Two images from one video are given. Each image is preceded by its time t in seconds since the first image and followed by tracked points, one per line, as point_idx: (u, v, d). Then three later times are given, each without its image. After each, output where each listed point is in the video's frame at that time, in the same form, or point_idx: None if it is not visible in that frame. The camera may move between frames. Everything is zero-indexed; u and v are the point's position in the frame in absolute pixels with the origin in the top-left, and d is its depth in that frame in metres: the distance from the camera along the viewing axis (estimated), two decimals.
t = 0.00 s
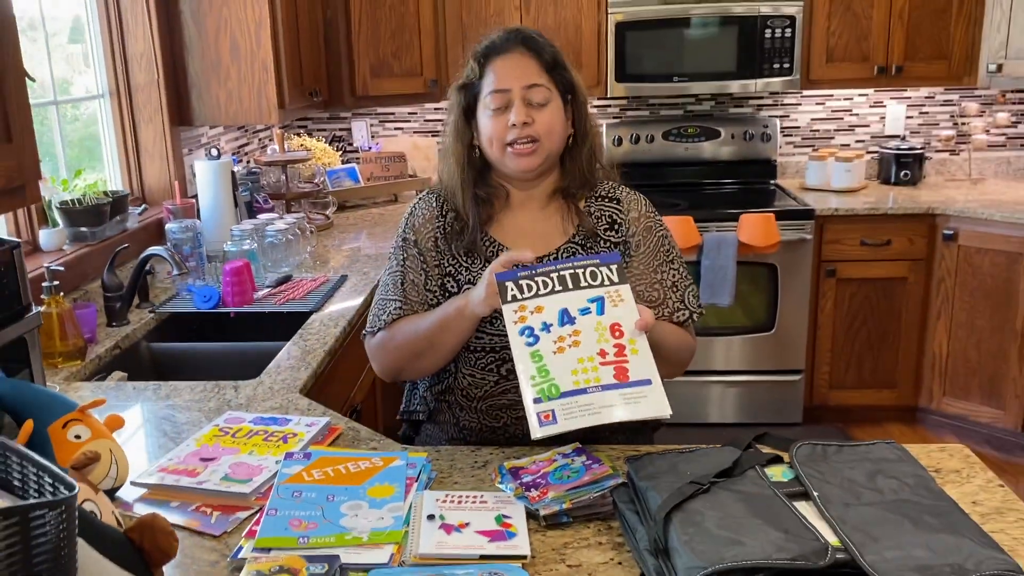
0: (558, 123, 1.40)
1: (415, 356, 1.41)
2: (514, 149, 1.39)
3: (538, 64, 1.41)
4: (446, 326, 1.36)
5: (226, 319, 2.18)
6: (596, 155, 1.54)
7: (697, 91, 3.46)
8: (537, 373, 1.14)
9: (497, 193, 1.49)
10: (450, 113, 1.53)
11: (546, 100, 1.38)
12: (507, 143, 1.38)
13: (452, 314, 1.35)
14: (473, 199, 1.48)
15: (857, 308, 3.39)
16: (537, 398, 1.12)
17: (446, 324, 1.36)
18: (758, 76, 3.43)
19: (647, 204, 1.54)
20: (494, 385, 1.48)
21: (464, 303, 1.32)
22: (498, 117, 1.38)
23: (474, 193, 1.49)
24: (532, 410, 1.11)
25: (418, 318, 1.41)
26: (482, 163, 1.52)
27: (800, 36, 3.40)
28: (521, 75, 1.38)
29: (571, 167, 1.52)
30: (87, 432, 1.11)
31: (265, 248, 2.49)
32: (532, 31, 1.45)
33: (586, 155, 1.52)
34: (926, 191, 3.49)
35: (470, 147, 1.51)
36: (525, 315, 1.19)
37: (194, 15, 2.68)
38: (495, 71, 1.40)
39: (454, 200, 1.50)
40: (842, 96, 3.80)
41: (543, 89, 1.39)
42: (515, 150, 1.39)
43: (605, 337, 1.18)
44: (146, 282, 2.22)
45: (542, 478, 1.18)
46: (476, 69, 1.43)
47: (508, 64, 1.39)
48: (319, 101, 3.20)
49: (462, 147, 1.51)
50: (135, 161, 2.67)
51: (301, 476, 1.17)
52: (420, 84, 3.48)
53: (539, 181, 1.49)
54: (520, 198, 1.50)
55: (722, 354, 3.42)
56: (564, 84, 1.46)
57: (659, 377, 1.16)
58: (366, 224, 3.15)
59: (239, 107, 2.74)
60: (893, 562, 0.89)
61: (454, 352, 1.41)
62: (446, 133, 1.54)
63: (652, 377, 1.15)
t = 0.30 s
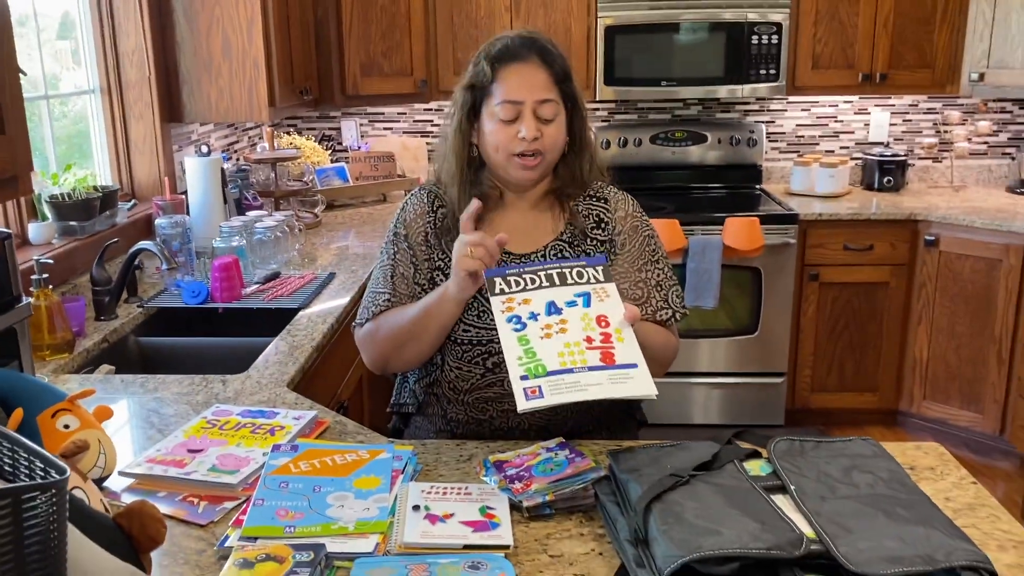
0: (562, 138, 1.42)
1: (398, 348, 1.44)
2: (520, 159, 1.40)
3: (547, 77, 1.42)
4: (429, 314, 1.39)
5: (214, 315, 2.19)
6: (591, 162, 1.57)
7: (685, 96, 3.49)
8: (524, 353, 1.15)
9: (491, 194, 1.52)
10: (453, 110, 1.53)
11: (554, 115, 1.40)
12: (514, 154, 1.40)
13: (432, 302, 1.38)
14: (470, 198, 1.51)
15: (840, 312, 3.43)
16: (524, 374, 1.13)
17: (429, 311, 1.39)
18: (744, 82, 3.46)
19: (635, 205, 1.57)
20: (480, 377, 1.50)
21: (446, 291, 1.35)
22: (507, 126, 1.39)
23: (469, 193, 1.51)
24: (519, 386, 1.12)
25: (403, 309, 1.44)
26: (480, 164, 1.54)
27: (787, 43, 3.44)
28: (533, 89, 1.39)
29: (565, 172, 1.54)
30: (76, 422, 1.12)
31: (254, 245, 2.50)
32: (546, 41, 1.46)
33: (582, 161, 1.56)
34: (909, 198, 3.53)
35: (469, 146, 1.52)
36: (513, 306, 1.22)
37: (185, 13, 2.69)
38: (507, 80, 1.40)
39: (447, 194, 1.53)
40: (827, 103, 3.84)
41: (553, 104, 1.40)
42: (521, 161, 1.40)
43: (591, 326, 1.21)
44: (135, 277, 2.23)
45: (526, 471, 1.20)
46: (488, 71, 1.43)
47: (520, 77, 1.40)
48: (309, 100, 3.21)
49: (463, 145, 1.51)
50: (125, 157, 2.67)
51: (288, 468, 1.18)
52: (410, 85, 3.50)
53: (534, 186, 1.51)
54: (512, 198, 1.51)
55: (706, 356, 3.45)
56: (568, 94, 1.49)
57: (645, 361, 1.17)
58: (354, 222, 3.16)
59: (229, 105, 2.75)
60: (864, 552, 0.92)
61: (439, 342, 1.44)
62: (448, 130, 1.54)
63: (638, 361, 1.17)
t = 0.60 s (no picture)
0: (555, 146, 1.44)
1: (372, 341, 1.44)
2: (511, 167, 1.42)
3: (541, 85, 1.43)
4: (393, 304, 1.39)
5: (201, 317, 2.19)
6: (583, 169, 1.59)
7: (672, 100, 3.51)
8: (510, 369, 1.17)
9: (484, 197, 1.52)
10: (448, 114, 1.53)
11: (548, 123, 1.41)
12: (507, 160, 1.41)
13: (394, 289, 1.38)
14: (461, 202, 1.52)
15: (825, 315, 3.45)
16: (511, 390, 1.14)
17: (394, 300, 1.39)
18: (731, 87, 3.49)
19: (624, 211, 1.57)
20: (468, 380, 1.50)
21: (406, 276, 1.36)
22: (501, 133, 1.40)
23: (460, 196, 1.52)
24: (506, 400, 1.13)
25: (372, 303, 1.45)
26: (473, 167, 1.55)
27: (773, 48, 3.47)
28: (529, 97, 1.40)
29: (556, 178, 1.56)
30: (61, 424, 1.12)
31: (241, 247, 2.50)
32: (543, 50, 1.47)
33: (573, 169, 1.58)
34: (893, 202, 3.57)
35: (463, 150, 1.53)
36: (500, 325, 1.23)
37: (173, 14, 2.69)
38: (502, 87, 1.41)
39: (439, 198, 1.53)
40: (813, 108, 3.87)
41: (547, 112, 1.41)
42: (513, 168, 1.42)
43: (577, 339, 1.22)
44: (121, 279, 2.22)
45: (510, 473, 1.21)
46: (483, 78, 1.44)
47: (516, 85, 1.41)
48: (296, 102, 3.21)
49: (456, 149, 1.53)
50: (111, 159, 2.66)
51: (273, 470, 1.19)
52: (398, 88, 3.51)
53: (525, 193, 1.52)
54: (503, 204, 1.52)
55: (693, 359, 3.47)
56: (561, 103, 1.51)
57: (630, 372, 1.19)
58: (341, 225, 3.16)
59: (216, 107, 2.75)
60: (843, 553, 0.93)
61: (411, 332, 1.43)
62: (443, 133, 1.55)
63: (624, 371, 1.18)
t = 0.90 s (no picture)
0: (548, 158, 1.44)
1: (366, 360, 1.40)
2: (506, 178, 1.41)
3: (535, 97, 1.43)
4: (378, 335, 1.35)
5: (192, 329, 2.18)
6: (576, 183, 1.59)
7: (662, 111, 3.53)
8: (504, 372, 1.17)
9: (478, 210, 1.51)
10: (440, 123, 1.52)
11: (542, 138, 1.41)
12: (501, 172, 1.41)
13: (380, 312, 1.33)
14: (456, 212, 1.51)
15: (816, 324, 3.47)
16: (502, 393, 1.14)
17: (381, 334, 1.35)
18: (720, 97, 3.51)
19: (616, 219, 1.59)
20: (462, 390, 1.50)
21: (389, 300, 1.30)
22: (495, 145, 1.40)
23: (457, 208, 1.51)
24: (497, 403, 1.14)
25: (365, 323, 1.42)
26: (467, 178, 1.53)
27: (762, 59, 3.49)
28: (522, 110, 1.40)
29: (548, 190, 1.56)
30: (52, 439, 1.12)
31: (233, 259, 2.50)
32: (537, 64, 1.47)
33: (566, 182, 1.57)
34: (882, 212, 3.59)
35: (457, 160, 1.51)
36: (497, 326, 1.23)
37: (164, 27, 2.69)
38: (497, 100, 1.41)
39: (432, 207, 1.53)
40: (802, 118, 3.90)
41: (541, 125, 1.42)
42: (508, 180, 1.42)
43: (573, 347, 1.22)
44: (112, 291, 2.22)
45: (504, 486, 1.21)
46: (478, 90, 1.43)
47: (510, 96, 1.41)
48: (288, 113, 3.22)
49: (450, 159, 1.51)
50: (102, 170, 2.66)
51: (266, 484, 1.18)
52: (390, 99, 3.52)
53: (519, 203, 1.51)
54: (497, 213, 1.52)
55: (684, 368, 3.48)
56: (554, 117, 1.51)
57: (623, 382, 1.18)
58: (333, 236, 3.17)
59: (207, 118, 2.75)
60: (835, 565, 0.93)
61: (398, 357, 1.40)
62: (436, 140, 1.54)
63: (617, 383, 1.17)
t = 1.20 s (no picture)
0: (535, 153, 1.44)
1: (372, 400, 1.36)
2: (487, 162, 1.41)
3: (528, 93, 1.44)
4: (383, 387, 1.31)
5: (183, 335, 2.17)
6: (568, 192, 1.58)
7: (655, 117, 3.53)
8: (503, 368, 1.16)
9: (464, 208, 1.51)
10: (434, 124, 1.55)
11: (529, 127, 1.42)
12: (484, 157, 1.41)
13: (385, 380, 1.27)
14: (445, 207, 1.50)
15: (809, 330, 3.47)
16: (500, 389, 1.13)
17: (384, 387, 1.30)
18: (713, 102, 3.51)
19: (607, 225, 1.59)
20: (453, 400, 1.49)
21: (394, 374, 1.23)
22: (481, 130, 1.41)
23: (445, 201, 1.50)
24: (494, 400, 1.13)
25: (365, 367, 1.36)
26: (458, 175, 1.54)
27: (755, 65, 3.50)
28: (511, 97, 1.42)
29: (537, 196, 1.55)
30: (38, 446, 1.11)
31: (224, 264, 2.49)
32: (531, 63, 1.48)
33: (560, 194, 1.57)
34: (874, 217, 3.60)
35: (447, 158, 1.53)
36: (497, 322, 1.23)
37: (155, 32, 2.68)
38: (487, 89, 1.43)
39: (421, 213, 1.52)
40: (795, 123, 3.91)
41: (530, 116, 1.43)
42: (488, 164, 1.41)
43: (572, 348, 1.22)
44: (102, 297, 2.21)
45: (494, 492, 1.20)
46: (471, 81, 1.46)
47: (500, 85, 1.43)
48: (279, 119, 3.21)
49: (440, 156, 1.53)
50: (93, 176, 2.65)
51: (255, 491, 1.18)
52: (382, 104, 3.52)
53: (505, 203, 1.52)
54: (486, 213, 1.52)
55: (678, 374, 3.48)
56: (547, 118, 1.51)
57: (620, 387, 1.18)
58: (325, 241, 3.16)
59: (198, 124, 2.74)
60: (826, 570, 0.93)
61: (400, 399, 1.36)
62: (428, 144, 1.56)
63: (614, 387, 1.17)
